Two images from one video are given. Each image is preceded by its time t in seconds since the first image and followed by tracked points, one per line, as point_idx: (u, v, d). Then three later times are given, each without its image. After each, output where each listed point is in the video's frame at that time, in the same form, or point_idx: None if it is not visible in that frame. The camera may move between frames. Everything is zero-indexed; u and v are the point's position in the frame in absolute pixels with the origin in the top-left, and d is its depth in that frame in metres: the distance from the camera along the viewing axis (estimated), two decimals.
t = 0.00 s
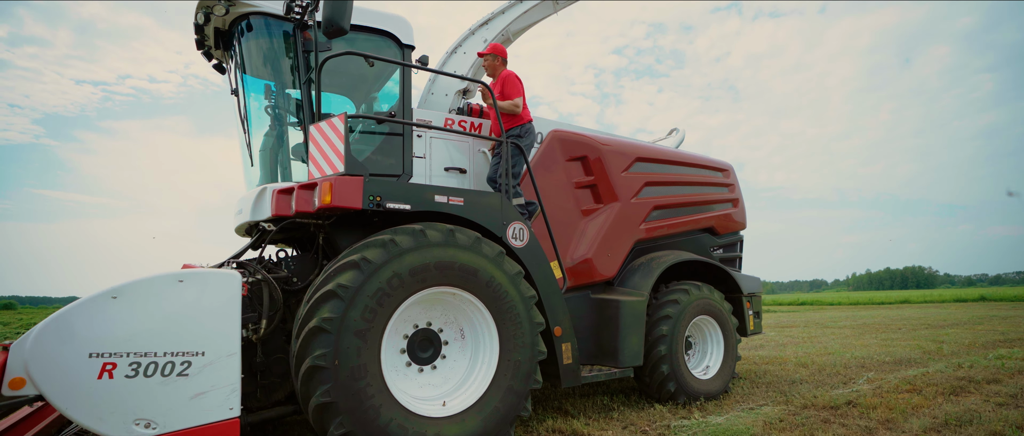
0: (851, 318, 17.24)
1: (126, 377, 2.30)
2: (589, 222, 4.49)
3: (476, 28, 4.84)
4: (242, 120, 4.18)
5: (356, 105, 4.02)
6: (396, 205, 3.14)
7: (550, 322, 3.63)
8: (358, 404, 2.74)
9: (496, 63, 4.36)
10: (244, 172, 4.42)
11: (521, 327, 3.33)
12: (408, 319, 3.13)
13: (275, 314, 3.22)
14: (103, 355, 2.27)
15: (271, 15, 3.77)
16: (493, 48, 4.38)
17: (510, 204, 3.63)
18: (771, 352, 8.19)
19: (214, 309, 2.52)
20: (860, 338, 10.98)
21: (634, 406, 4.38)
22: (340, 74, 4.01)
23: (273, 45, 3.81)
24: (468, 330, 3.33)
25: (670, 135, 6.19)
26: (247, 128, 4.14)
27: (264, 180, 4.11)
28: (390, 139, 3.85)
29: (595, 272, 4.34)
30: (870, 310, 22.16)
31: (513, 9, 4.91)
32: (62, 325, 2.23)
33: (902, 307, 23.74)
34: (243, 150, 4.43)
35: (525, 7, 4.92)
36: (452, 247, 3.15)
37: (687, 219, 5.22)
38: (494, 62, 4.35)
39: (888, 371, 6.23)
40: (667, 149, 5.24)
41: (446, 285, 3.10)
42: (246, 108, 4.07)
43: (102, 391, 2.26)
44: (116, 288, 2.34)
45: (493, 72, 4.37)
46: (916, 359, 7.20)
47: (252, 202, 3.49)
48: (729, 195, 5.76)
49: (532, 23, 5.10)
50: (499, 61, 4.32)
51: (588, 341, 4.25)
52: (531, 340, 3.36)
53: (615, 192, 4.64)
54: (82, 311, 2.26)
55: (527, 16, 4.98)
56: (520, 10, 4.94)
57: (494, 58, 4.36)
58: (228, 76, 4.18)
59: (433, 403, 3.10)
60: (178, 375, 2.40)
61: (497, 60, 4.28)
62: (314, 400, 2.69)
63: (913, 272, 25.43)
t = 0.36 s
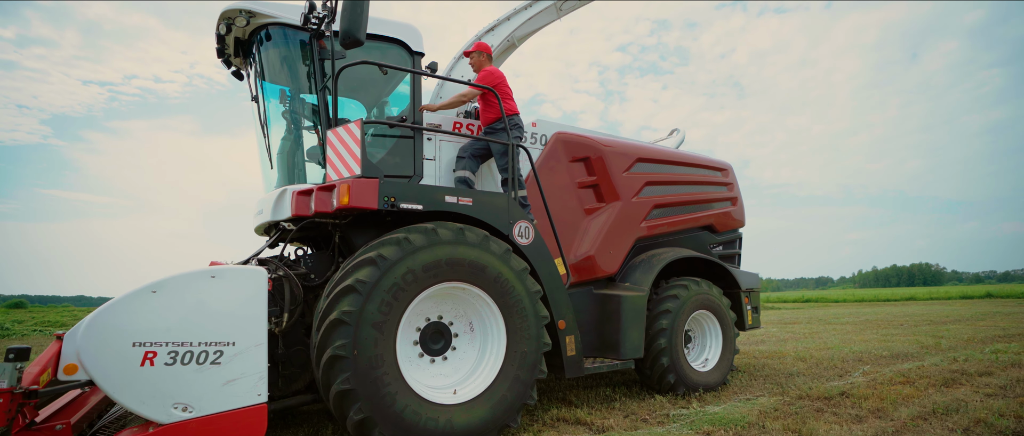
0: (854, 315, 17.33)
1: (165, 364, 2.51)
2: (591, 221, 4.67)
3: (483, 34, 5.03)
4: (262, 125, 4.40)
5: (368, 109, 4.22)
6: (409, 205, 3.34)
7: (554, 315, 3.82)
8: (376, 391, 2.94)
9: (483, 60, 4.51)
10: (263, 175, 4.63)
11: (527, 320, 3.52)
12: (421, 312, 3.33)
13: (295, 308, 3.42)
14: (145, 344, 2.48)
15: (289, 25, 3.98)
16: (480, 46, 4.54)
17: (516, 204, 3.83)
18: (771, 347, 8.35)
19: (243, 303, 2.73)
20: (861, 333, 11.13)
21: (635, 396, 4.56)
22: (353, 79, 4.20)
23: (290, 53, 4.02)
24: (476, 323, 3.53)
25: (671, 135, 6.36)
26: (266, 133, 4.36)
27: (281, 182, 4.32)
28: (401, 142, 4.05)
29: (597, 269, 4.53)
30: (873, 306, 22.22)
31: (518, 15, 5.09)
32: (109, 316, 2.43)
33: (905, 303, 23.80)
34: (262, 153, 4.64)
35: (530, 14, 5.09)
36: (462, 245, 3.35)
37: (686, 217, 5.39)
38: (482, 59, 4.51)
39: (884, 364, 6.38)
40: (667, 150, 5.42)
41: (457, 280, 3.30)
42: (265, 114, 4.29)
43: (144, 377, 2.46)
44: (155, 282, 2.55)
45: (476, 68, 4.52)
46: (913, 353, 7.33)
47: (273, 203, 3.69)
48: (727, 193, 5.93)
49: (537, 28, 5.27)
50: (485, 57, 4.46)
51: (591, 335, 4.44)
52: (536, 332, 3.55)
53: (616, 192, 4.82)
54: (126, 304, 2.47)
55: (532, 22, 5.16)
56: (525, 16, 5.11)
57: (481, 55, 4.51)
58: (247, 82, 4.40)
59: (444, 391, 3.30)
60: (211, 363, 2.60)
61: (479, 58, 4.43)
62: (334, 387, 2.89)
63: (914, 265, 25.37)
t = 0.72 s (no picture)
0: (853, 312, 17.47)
1: (193, 356, 2.70)
2: (590, 221, 4.85)
3: (485, 41, 5.21)
4: (274, 130, 4.60)
5: (375, 115, 4.40)
6: (416, 207, 3.52)
7: (554, 311, 4.01)
8: (386, 382, 3.13)
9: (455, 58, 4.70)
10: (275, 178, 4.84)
11: (529, 316, 3.71)
12: (428, 308, 3.51)
13: (308, 305, 3.61)
14: (174, 337, 2.68)
15: (299, 36, 4.17)
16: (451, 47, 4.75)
17: (517, 205, 4.02)
18: (768, 344, 8.53)
19: (263, 300, 2.93)
20: (858, 330, 11.29)
21: (633, 390, 4.75)
22: (360, 85, 4.39)
23: (301, 62, 4.21)
24: (480, 319, 3.72)
25: (670, 136, 6.55)
26: (278, 138, 4.56)
27: (293, 185, 4.53)
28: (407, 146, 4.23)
29: (595, 267, 4.71)
30: (873, 304, 22.35)
31: (519, 23, 5.27)
32: (140, 312, 2.63)
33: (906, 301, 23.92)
34: (274, 157, 4.85)
35: (531, 21, 5.27)
36: (466, 244, 3.54)
37: (682, 217, 5.57)
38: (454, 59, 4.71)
39: (877, 359, 6.54)
40: (663, 152, 5.60)
41: (461, 278, 3.49)
42: (278, 120, 4.49)
43: (173, 368, 2.66)
44: (182, 281, 2.75)
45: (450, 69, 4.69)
46: (907, 349, 7.49)
47: (286, 205, 3.88)
48: (723, 194, 6.11)
49: (538, 35, 5.43)
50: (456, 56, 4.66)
51: (590, 330, 4.62)
52: (537, 327, 3.74)
53: (614, 193, 5.00)
54: (157, 300, 2.67)
55: (533, 29, 5.34)
56: (526, 23, 5.28)
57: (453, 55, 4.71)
58: (260, 90, 4.60)
59: (450, 383, 3.49)
60: (234, 355, 2.80)
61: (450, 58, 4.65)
62: (347, 379, 3.08)
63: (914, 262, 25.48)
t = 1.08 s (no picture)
0: (853, 313, 17.61)
1: (218, 355, 2.89)
2: (591, 225, 5.02)
3: (490, 50, 5.39)
4: (288, 138, 4.80)
5: (384, 123, 4.58)
6: (425, 214, 3.70)
7: (556, 313, 4.19)
8: (397, 380, 3.31)
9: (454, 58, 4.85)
10: (287, 183, 5.03)
11: (532, 317, 3.89)
12: (436, 310, 3.68)
13: (322, 307, 3.79)
14: (201, 338, 2.86)
15: (312, 48, 4.35)
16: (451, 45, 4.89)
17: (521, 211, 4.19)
18: (766, 344, 8.70)
19: (283, 302, 3.11)
20: (855, 330, 11.45)
21: (632, 388, 4.92)
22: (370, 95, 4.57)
23: (313, 73, 4.39)
24: (486, 320, 3.90)
25: (669, 141, 6.73)
26: (291, 145, 4.76)
27: (305, 190, 4.72)
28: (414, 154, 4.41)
29: (596, 270, 4.88)
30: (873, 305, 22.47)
31: (523, 32, 5.44)
32: (170, 313, 2.82)
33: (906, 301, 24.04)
34: (287, 163, 5.04)
35: (534, 31, 5.43)
36: (472, 249, 3.72)
37: (681, 221, 5.74)
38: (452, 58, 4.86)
39: (871, 359, 6.70)
40: (662, 157, 5.77)
41: (468, 281, 3.67)
42: (292, 128, 4.70)
43: (200, 366, 2.84)
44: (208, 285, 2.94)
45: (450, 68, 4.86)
46: (901, 349, 7.65)
47: (301, 211, 4.07)
48: (721, 198, 6.28)
49: (541, 44, 5.59)
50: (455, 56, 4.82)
51: (590, 330, 4.80)
52: (540, 328, 3.92)
53: (615, 197, 5.17)
54: (184, 303, 2.86)
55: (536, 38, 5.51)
56: (530, 33, 5.45)
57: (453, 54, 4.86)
58: (274, 99, 4.79)
59: (457, 381, 3.67)
60: (256, 355, 2.98)
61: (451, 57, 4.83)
62: (361, 377, 3.26)
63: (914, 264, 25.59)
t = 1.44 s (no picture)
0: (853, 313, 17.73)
1: (239, 361, 3.05)
2: (592, 232, 5.17)
3: (494, 62, 5.54)
4: (300, 149, 4.98)
5: (391, 134, 4.74)
6: (433, 224, 3.86)
7: (559, 317, 4.35)
8: (408, 384, 3.47)
9: (455, 62, 4.94)
10: (299, 192, 5.20)
11: (536, 322, 4.05)
12: (445, 316, 3.84)
13: (335, 313, 3.95)
14: (224, 344, 3.03)
15: (322, 63, 4.51)
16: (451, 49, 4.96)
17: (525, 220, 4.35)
18: (764, 345, 8.86)
19: (300, 310, 3.28)
20: (854, 331, 11.60)
21: (633, 390, 5.08)
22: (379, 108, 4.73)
23: (323, 87, 4.55)
24: (491, 325, 4.06)
25: (669, 147, 6.88)
26: (303, 157, 4.94)
27: (316, 199, 4.89)
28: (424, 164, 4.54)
29: (597, 275, 5.03)
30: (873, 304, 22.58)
31: (525, 44, 5.60)
32: (195, 322, 2.99)
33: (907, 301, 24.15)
34: (299, 173, 5.21)
35: (537, 43, 5.58)
36: (479, 258, 3.88)
37: (680, 226, 5.90)
38: (453, 62, 4.95)
39: (867, 360, 6.85)
40: (662, 165, 5.92)
41: (475, 289, 3.83)
42: (304, 141, 4.87)
43: (224, 372, 3.01)
44: (230, 295, 3.11)
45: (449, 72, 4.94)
46: (897, 350, 7.80)
47: (313, 221, 4.23)
48: (719, 203, 6.43)
49: (543, 55, 5.74)
50: (456, 60, 4.91)
51: (592, 334, 4.96)
52: (543, 332, 4.08)
53: (615, 205, 5.32)
54: (209, 313, 3.03)
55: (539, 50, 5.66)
56: (533, 44, 5.60)
57: (453, 58, 4.95)
58: (286, 111, 4.97)
59: (465, 384, 3.83)
60: (275, 360, 3.15)
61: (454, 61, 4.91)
62: (374, 380, 3.42)
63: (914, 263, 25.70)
